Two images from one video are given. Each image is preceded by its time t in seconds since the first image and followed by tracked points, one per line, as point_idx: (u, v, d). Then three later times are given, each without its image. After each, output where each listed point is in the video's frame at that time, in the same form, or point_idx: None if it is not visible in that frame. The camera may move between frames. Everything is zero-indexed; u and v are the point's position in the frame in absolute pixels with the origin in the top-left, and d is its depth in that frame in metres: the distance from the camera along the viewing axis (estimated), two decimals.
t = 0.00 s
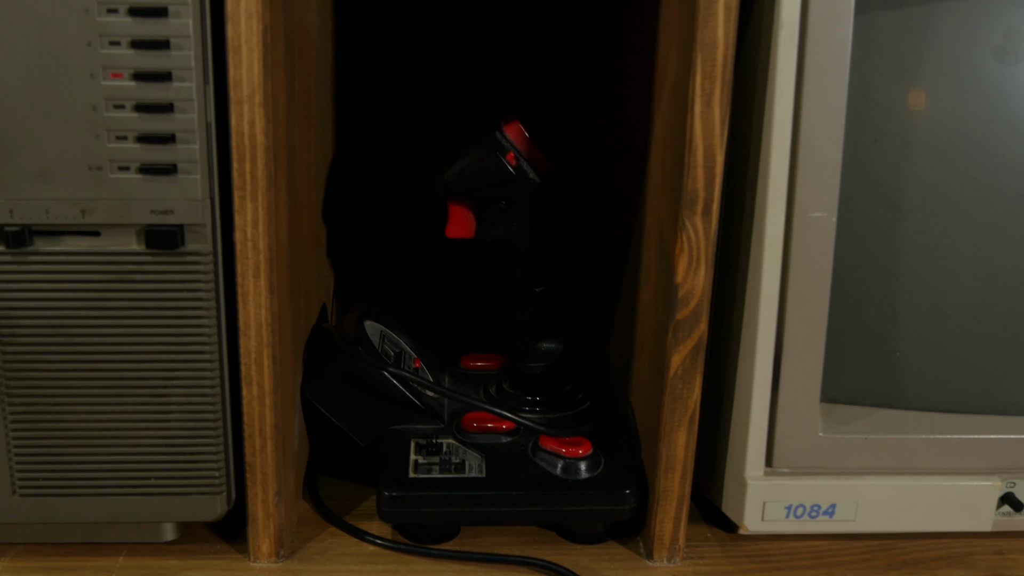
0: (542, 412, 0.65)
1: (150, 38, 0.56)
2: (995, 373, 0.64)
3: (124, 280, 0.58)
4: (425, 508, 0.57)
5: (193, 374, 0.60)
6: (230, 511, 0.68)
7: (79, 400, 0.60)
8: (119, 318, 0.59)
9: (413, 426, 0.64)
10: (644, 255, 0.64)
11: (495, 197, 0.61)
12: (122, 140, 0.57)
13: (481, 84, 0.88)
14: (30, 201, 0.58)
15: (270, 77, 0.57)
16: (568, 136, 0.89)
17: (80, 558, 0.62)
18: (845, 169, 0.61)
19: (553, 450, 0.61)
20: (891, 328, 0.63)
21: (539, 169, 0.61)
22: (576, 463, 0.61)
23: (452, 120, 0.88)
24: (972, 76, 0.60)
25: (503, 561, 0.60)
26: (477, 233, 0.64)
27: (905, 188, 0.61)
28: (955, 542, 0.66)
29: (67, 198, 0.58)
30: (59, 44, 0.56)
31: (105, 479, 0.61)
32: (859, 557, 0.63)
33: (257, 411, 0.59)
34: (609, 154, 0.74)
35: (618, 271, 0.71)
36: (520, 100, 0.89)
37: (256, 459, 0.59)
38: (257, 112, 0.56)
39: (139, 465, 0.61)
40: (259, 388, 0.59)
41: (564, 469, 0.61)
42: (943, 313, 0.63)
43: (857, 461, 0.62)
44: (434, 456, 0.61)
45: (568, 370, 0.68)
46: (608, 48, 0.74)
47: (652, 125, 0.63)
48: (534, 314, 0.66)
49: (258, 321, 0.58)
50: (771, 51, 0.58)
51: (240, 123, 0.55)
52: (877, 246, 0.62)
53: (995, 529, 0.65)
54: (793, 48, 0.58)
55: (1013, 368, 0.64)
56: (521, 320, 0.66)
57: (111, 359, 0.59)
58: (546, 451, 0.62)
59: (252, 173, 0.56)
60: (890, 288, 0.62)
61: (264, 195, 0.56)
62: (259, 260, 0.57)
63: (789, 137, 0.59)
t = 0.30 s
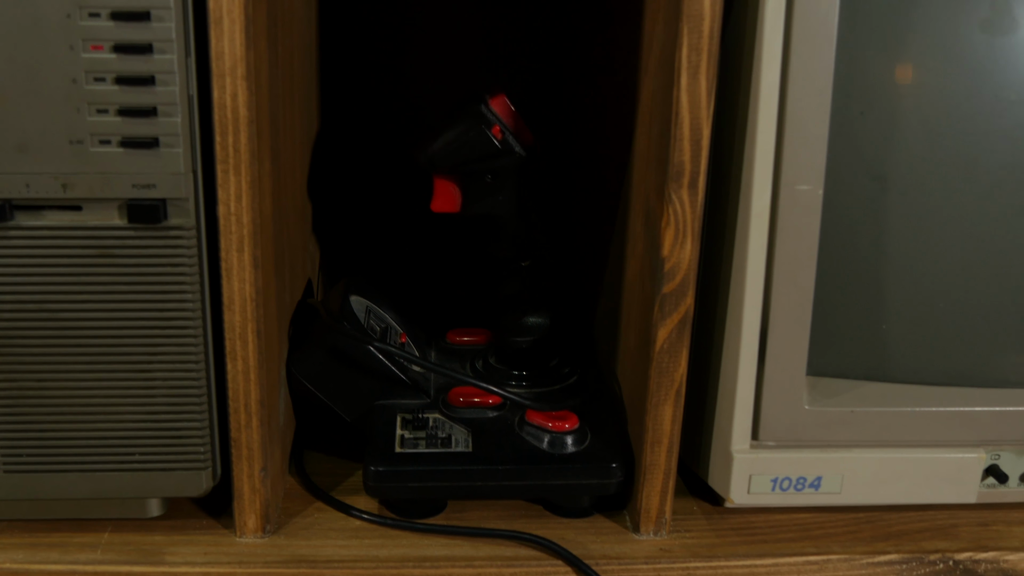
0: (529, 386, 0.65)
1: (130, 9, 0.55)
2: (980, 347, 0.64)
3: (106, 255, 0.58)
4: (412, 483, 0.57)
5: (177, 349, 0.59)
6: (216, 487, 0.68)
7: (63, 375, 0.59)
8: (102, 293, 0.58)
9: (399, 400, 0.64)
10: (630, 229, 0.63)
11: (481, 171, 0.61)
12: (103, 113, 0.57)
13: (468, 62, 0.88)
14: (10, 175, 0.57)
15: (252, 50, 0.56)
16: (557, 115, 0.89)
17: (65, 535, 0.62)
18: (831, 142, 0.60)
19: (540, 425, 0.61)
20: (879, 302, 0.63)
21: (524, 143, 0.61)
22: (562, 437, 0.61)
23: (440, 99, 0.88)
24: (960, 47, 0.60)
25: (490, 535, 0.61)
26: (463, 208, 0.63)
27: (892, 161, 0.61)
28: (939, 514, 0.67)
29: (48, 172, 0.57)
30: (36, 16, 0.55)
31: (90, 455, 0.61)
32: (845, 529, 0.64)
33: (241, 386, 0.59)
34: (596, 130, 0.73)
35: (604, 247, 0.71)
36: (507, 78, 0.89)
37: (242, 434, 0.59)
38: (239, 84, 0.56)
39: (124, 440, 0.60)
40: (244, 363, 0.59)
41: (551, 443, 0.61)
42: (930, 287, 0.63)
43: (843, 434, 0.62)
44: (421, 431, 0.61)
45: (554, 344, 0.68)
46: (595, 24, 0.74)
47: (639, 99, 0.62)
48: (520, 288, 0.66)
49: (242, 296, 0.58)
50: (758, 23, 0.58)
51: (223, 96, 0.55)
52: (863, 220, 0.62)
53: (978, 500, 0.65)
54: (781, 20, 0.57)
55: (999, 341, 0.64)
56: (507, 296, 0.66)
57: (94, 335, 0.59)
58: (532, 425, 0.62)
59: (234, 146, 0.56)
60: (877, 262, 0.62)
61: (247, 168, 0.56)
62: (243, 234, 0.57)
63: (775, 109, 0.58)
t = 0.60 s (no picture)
0: (516, 361, 0.65)
1: None
2: (965, 321, 0.64)
3: (89, 231, 0.57)
4: (399, 459, 0.57)
5: (161, 325, 0.59)
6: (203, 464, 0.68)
7: (46, 352, 0.59)
8: (85, 269, 0.58)
9: (387, 376, 0.64)
10: (617, 204, 0.63)
11: (466, 146, 0.61)
12: (84, 88, 0.56)
13: (456, 41, 0.87)
14: None
15: (234, 23, 0.55)
16: (545, 95, 0.89)
17: (51, 512, 0.62)
18: (818, 116, 0.60)
19: (526, 400, 0.61)
20: (866, 276, 0.63)
21: (511, 117, 0.61)
22: (549, 412, 0.61)
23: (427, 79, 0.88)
24: (947, 20, 0.59)
25: (478, 510, 0.61)
26: (449, 182, 0.63)
27: (877, 134, 0.60)
28: (925, 488, 0.67)
29: (29, 147, 0.56)
30: None
31: (74, 432, 0.60)
32: (831, 503, 0.64)
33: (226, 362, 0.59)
34: (583, 107, 0.73)
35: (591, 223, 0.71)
36: (495, 57, 0.88)
37: (227, 411, 0.59)
38: (222, 57, 0.55)
39: (108, 417, 0.60)
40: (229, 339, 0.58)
41: (537, 419, 0.61)
42: (916, 261, 0.63)
43: (829, 408, 0.62)
44: (408, 407, 0.61)
45: (541, 320, 0.68)
46: None
47: (625, 73, 0.62)
48: (506, 263, 0.66)
49: (226, 271, 0.57)
50: None
51: (205, 70, 0.54)
52: (850, 193, 0.61)
53: (963, 473, 0.66)
54: None
55: (984, 315, 0.64)
56: (495, 271, 0.66)
57: (77, 311, 0.58)
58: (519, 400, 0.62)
59: (217, 120, 0.55)
60: (864, 236, 0.62)
61: (230, 143, 0.55)
62: (227, 210, 0.56)
63: (762, 83, 0.58)
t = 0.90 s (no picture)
0: (501, 339, 0.66)
1: None
2: (949, 296, 0.64)
3: (68, 209, 0.57)
4: (385, 437, 0.57)
5: (143, 304, 0.59)
6: (187, 444, 0.68)
7: (27, 332, 0.58)
8: (64, 248, 0.57)
9: (372, 354, 0.64)
10: (602, 180, 0.63)
11: (450, 122, 0.60)
12: (62, 64, 0.55)
13: (441, 22, 0.87)
14: None
15: None
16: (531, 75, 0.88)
17: (35, 493, 0.61)
18: (803, 91, 0.59)
19: (512, 377, 0.61)
20: (851, 249, 0.63)
21: (495, 93, 0.60)
22: (535, 389, 0.61)
23: (412, 61, 0.88)
24: None
25: (463, 488, 0.61)
26: (432, 158, 0.63)
27: (862, 108, 0.60)
28: (909, 462, 0.67)
29: (6, 125, 0.55)
30: None
31: (57, 413, 0.60)
32: (817, 478, 0.64)
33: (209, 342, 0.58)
34: (568, 84, 0.73)
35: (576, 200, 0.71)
36: (481, 38, 0.88)
37: (211, 390, 0.58)
38: (201, 32, 0.53)
39: (91, 397, 0.60)
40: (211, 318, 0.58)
41: (523, 395, 0.61)
42: (900, 236, 0.63)
43: (814, 382, 0.63)
44: (393, 385, 0.61)
45: (527, 297, 0.69)
46: None
47: (609, 49, 0.62)
48: (490, 241, 0.67)
49: (208, 249, 0.56)
50: None
51: (183, 45, 0.52)
52: (835, 167, 0.61)
53: (946, 447, 0.66)
54: None
55: (967, 290, 0.64)
56: (479, 248, 0.67)
57: (58, 290, 0.58)
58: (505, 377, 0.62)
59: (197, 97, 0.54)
60: (848, 210, 0.62)
61: (210, 120, 0.54)
62: (208, 187, 0.55)
63: (746, 57, 0.57)
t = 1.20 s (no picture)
0: (483, 317, 0.66)
1: None
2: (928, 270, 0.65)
3: (42, 187, 0.56)
4: (366, 415, 0.57)
5: (120, 284, 0.58)
6: (169, 425, 0.68)
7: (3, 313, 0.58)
8: (39, 227, 0.57)
9: (353, 333, 0.64)
10: (583, 157, 0.63)
11: (430, 99, 0.60)
12: (34, 41, 0.53)
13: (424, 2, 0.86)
14: None
15: None
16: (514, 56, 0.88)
17: (14, 477, 0.61)
18: (782, 66, 0.58)
19: (493, 355, 0.61)
20: (831, 224, 0.63)
21: (475, 70, 0.60)
22: (516, 366, 0.61)
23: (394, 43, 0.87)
24: None
25: (446, 466, 0.61)
26: (412, 136, 0.62)
27: (842, 84, 0.60)
28: (890, 437, 0.68)
29: None
30: None
31: (35, 394, 0.60)
32: (798, 453, 0.65)
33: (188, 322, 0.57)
34: (550, 62, 0.72)
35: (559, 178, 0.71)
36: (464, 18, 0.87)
37: (190, 369, 0.58)
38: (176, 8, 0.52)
39: (69, 378, 0.60)
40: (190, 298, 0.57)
41: (504, 373, 0.61)
42: (880, 211, 0.63)
43: (795, 357, 0.63)
44: (374, 363, 0.61)
45: (508, 275, 0.68)
46: None
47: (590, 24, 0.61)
48: (472, 218, 0.67)
49: (186, 228, 0.55)
50: None
51: (158, 21, 0.51)
52: (816, 143, 0.61)
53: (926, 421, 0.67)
54: None
55: (946, 265, 0.65)
56: (460, 225, 0.67)
57: (33, 270, 0.57)
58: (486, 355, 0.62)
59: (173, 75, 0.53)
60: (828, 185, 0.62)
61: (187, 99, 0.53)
62: (185, 166, 0.54)
63: (726, 32, 0.56)
